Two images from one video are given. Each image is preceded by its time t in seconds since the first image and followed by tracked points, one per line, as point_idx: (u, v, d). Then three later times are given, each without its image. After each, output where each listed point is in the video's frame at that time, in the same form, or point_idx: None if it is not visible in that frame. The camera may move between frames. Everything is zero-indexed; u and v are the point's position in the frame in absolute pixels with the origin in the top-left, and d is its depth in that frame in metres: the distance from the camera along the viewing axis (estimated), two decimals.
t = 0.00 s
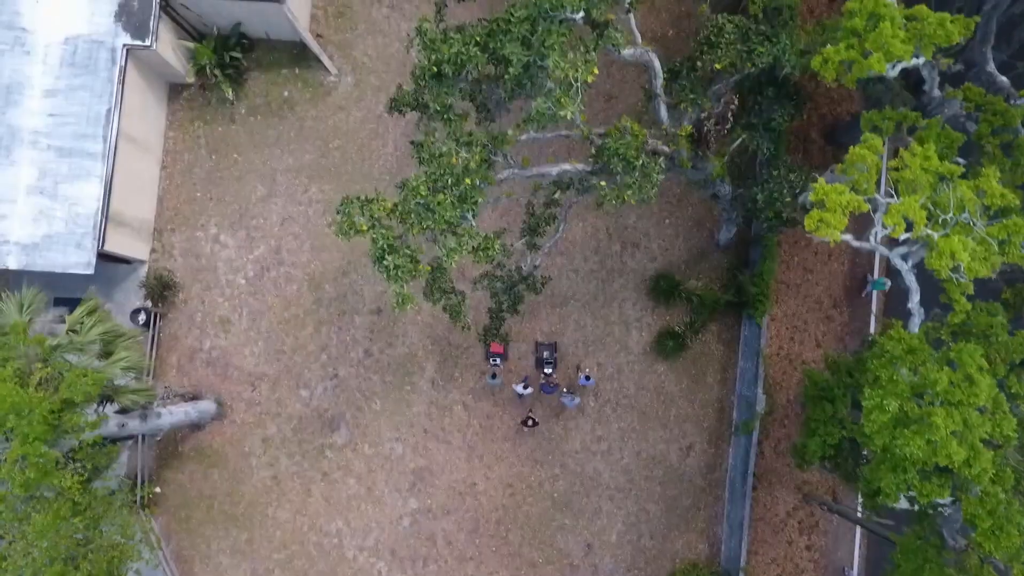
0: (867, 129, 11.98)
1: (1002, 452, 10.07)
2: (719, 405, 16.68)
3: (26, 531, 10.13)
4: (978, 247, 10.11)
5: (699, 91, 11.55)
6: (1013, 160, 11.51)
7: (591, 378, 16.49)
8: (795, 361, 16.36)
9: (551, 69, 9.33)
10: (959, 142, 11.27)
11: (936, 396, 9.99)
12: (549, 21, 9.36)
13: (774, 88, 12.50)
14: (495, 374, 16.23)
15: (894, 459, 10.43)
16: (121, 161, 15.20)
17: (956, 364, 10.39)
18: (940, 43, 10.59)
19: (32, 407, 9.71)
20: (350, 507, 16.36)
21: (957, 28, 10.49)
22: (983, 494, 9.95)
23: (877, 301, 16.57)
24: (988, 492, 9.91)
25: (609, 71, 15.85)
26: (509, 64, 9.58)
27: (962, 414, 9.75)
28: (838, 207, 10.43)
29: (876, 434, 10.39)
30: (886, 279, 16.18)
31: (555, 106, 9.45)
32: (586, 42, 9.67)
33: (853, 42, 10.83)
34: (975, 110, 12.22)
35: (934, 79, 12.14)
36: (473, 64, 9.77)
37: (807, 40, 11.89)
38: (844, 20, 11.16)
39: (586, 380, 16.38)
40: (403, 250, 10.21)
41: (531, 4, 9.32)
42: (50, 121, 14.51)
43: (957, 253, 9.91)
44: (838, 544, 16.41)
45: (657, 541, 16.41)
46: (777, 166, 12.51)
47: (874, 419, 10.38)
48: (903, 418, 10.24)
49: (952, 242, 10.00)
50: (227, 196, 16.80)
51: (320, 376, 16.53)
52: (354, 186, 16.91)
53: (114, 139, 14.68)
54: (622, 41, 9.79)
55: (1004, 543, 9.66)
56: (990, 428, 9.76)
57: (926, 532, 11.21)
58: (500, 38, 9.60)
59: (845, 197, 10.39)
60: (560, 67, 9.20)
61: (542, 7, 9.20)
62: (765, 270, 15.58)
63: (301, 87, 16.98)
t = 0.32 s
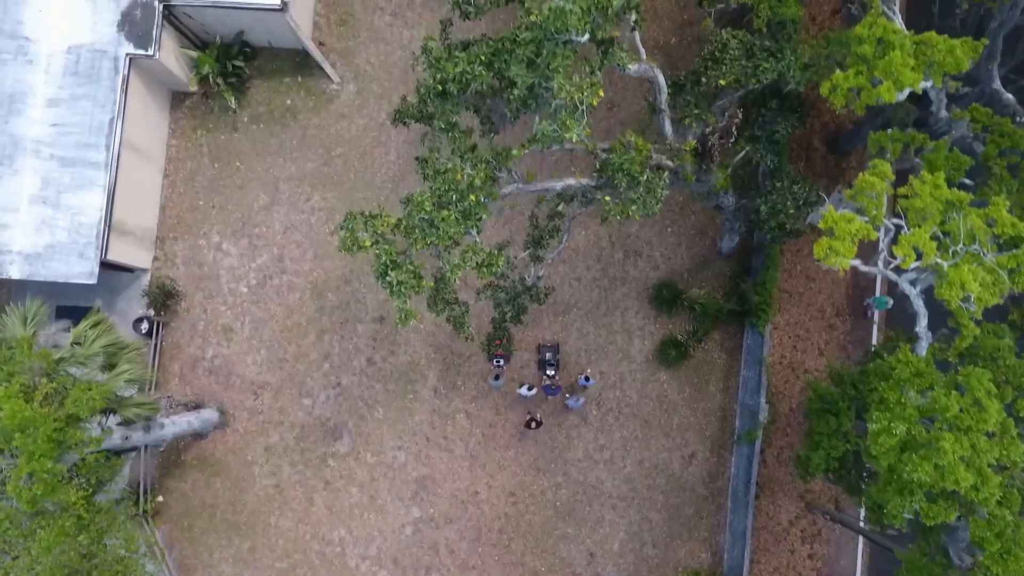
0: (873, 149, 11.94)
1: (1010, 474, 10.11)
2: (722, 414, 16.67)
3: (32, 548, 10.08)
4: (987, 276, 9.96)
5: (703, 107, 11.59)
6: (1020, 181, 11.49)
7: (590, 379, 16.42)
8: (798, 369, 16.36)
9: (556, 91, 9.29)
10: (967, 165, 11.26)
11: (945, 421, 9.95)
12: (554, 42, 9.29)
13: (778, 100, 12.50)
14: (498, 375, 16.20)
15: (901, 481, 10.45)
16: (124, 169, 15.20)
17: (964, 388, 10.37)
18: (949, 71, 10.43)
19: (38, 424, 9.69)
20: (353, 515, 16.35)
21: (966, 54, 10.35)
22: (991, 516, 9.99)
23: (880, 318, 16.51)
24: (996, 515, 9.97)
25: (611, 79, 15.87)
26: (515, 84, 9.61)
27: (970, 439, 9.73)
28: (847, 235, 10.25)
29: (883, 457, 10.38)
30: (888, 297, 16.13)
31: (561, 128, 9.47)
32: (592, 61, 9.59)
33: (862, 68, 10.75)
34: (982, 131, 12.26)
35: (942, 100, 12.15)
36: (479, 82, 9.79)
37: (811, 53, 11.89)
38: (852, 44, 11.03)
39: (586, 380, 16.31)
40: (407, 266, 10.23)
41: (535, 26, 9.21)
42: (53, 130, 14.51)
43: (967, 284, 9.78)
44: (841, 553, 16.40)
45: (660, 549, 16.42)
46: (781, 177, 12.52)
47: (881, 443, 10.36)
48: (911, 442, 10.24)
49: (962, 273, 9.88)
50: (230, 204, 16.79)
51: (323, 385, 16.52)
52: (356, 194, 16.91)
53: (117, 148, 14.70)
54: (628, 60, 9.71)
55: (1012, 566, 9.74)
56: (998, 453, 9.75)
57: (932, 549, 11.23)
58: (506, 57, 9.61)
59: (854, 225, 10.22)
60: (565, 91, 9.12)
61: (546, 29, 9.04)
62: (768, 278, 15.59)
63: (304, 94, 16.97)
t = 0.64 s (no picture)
0: (877, 169, 12.00)
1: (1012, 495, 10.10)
2: (723, 422, 16.68)
3: (35, 563, 10.05)
4: (989, 306, 9.86)
5: (705, 122, 11.61)
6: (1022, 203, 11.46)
7: (592, 381, 16.49)
8: (800, 378, 16.37)
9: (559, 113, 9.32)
10: (969, 188, 11.22)
11: (945, 444, 9.96)
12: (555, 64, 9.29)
13: (780, 113, 12.45)
14: (501, 376, 16.25)
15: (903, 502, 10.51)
16: (126, 178, 15.22)
17: (966, 410, 10.36)
18: (950, 98, 10.51)
19: (40, 438, 9.70)
20: (354, 523, 16.37)
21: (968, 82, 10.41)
22: (993, 538, 10.02)
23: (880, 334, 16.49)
24: (998, 535, 10.00)
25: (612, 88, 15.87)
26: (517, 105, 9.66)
27: (971, 463, 9.74)
28: (849, 261, 10.26)
29: (886, 479, 10.44)
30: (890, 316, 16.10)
31: (563, 149, 9.55)
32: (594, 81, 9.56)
33: (863, 96, 10.85)
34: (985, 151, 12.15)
35: (944, 123, 11.94)
36: (481, 102, 9.76)
37: (813, 66, 11.92)
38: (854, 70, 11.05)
39: (587, 384, 16.34)
40: (408, 282, 10.28)
41: (537, 49, 9.20)
42: (55, 139, 14.53)
43: (970, 312, 9.66)
44: (842, 562, 16.38)
45: (661, 557, 16.43)
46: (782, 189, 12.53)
47: (883, 466, 10.38)
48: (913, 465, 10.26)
49: (965, 301, 9.76)
50: (232, 212, 16.81)
51: (324, 393, 16.54)
52: (359, 203, 16.91)
53: (119, 157, 14.71)
54: (629, 80, 9.69)
55: None
56: (1000, 476, 9.75)
57: (932, 563, 11.32)
58: (509, 77, 9.62)
59: (856, 251, 10.24)
60: (569, 114, 9.14)
61: (549, 52, 9.06)
62: (770, 287, 15.59)
63: (306, 102, 16.99)
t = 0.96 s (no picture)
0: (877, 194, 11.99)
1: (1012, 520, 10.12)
2: (723, 431, 16.68)
3: None
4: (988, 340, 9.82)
5: (706, 139, 11.64)
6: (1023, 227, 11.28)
7: (592, 382, 16.53)
8: (800, 388, 16.38)
9: (561, 139, 9.33)
10: (970, 214, 11.05)
11: (945, 471, 9.98)
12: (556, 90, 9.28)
13: (780, 127, 12.40)
14: (504, 380, 16.30)
15: (903, 526, 10.58)
16: (128, 188, 15.24)
17: (966, 436, 10.34)
18: (951, 129, 10.49)
19: (41, 454, 9.73)
20: (355, 532, 16.39)
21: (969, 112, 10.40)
22: (992, 561, 10.05)
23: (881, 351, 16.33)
24: (998, 560, 10.04)
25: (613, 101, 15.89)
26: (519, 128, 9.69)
27: (971, 491, 9.76)
28: (848, 293, 10.32)
29: (886, 504, 10.50)
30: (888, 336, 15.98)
31: (565, 174, 9.62)
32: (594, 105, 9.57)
33: (863, 125, 10.94)
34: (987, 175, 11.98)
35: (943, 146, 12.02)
36: (483, 124, 9.78)
37: (814, 81, 11.96)
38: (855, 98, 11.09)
39: (587, 385, 16.42)
40: (411, 302, 10.38)
41: (539, 75, 9.18)
42: (57, 149, 14.56)
43: (969, 346, 9.63)
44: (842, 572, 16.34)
45: (662, 567, 16.46)
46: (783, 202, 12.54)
47: (883, 492, 10.45)
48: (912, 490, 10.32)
49: (963, 335, 9.74)
50: (233, 221, 16.84)
51: (325, 402, 16.57)
52: (360, 212, 16.93)
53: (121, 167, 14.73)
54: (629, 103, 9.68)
55: None
56: (1000, 503, 9.77)
57: None
58: (510, 99, 9.64)
59: (855, 283, 10.30)
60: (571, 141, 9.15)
61: (551, 78, 9.06)
62: (771, 298, 15.60)
63: (307, 112, 17.02)
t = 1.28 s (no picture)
0: (880, 221, 11.95)
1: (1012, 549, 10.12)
2: (723, 442, 16.69)
3: None
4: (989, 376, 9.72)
5: (708, 158, 11.68)
6: None
7: (592, 386, 16.55)
8: (800, 399, 16.36)
9: (564, 165, 9.32)
10: (971, 241, 11.06)
11: (945, 501, 9.97)
12: (559, 116, 9.32)
13: (782, 142, 12.17)
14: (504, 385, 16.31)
15: (902, 553, 10.58)
16: (130, 197, 15.25)
17: (966, 465, 10.33)
18: (954, 160, 10.49)
19: (42, 472, 9.73)
20: (355, 542, 16.40)
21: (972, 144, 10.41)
22: None
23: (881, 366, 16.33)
24: None
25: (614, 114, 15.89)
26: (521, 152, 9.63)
27: (971, 522, 9.74)
28: (850, 326, 10.31)
29: (885, 531, 10.51)
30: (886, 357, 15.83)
31: (567, 201, 9.59)
32: (596, 130, 9.60)
33: (867, 156, 11.01)
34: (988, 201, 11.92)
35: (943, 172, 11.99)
36: (485, 147, 9.69)
37: (816, 97, 11.97)
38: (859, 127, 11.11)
39: (587, 388, 16.46)
40: (413, 324, 10.29)
41: (542, 100, 9.21)
42: (59, 159, 14.57)
43: (970, 383, 9.55)
44: None
45: None
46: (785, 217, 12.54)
47: (883, 520, 10.46)
48: (912, 519, 10.31)
49: (964, 371, 9.67)
50: (234, 230, 16.84)
51: (325, 411, 16.57)
52: (361, 220, 16.92)
53: (123, 177, 14.74)
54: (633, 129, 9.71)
55: None
56: (1000, 534, 9.76)
57: None
58: (513, 124, 9.57)
59: (856, 316, 10.29)
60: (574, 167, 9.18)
61: (555, 104, 9.08)
62: (771, 309, 15.62)
63: (309, 121, 17.03)
